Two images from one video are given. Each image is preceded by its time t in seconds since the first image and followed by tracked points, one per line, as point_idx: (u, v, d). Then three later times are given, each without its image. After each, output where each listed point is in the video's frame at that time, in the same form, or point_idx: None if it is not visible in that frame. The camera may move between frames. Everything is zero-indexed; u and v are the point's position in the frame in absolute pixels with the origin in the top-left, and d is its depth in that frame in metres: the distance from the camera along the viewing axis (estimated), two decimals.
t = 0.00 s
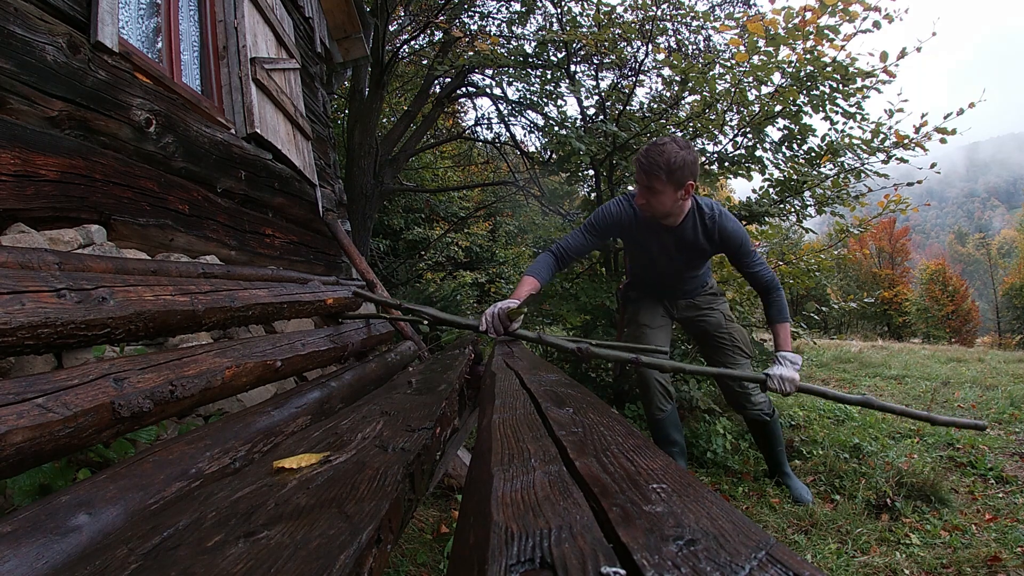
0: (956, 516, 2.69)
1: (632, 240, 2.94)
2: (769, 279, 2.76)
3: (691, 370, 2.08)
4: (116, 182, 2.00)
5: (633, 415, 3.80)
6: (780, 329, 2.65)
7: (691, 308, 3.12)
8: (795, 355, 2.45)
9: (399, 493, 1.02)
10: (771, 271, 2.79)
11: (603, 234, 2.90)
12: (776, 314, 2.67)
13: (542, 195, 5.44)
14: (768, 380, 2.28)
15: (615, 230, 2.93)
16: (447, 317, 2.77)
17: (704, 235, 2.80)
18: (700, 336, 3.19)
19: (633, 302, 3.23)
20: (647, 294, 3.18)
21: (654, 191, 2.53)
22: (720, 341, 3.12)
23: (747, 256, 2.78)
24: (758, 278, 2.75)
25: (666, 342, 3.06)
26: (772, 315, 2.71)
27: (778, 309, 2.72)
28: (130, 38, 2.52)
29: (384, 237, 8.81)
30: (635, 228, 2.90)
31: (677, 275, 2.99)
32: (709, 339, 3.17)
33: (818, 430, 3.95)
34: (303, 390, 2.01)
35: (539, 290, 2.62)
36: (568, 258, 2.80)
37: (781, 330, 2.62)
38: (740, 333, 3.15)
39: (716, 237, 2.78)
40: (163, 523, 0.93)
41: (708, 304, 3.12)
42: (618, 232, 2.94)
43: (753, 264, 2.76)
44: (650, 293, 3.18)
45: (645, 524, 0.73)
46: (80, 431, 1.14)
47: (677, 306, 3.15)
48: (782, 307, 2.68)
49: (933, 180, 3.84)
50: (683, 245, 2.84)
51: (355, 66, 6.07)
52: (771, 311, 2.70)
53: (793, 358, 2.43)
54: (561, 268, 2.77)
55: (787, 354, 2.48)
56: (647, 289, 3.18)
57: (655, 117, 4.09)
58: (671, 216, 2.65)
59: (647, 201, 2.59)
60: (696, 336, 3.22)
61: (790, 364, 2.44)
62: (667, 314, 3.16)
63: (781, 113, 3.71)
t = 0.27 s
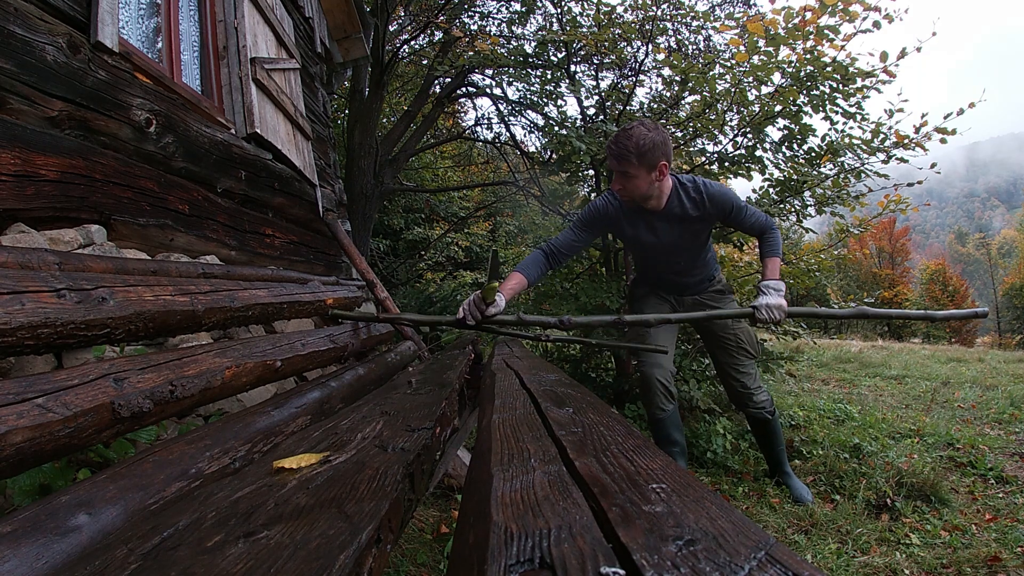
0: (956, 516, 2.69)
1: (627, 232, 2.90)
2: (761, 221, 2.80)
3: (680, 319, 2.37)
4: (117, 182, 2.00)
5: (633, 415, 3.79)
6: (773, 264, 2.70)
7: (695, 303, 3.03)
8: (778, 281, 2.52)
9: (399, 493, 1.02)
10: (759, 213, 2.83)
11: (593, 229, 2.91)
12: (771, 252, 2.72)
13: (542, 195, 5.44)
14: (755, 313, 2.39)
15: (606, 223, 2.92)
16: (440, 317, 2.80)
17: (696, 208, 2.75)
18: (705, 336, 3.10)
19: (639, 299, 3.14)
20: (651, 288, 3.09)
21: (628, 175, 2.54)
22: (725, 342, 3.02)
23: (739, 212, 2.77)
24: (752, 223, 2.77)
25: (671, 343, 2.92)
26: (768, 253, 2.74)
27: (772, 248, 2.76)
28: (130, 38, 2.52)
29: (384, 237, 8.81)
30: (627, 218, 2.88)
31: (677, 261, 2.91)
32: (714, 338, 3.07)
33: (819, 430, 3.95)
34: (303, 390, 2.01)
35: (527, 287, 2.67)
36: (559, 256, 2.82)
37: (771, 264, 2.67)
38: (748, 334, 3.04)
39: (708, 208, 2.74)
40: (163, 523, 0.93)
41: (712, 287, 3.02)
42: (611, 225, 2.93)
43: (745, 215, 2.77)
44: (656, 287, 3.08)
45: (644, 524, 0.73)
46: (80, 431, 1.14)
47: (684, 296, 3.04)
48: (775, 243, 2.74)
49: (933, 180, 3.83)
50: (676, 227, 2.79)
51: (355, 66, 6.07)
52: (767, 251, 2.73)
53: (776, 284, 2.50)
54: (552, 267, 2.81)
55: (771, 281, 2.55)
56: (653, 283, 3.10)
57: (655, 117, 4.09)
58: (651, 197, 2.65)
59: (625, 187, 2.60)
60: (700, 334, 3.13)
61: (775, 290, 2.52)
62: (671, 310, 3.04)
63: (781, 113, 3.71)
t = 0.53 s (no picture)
0: (956, 516, 2.69)
1: (629, 228, 2.90)
2: (761, 208, 2.78)
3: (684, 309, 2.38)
4: (116, 182, 2.00)
5: (633, 415, 3.79)
6: (774, 248, 2.70)
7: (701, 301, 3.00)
8: (782, 267, 2.53)
9: (399, 493, 1.02)
10: (758, 199, 2.82)
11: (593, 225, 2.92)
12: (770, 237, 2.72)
13: (542, 195, 5.44)
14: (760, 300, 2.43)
15: (606, 219, 2.92)
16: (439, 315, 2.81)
17: (693, 201, 2.75)
18: (710, 336, 3.09)
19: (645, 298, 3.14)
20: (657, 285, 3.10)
21: (637, 181, 2.53)
22: (729, 342, 3.01)
23: (736, 201, 2.76)
24: (751, 211, 2.77)
25: (676, 343, 2.90)
26: (770, 238, 2.73)
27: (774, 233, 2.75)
28: (130, 38, 2.52)
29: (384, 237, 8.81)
30: (627, 213, 2.87)
31: (680, 256, 2.91)
32: (718, 338, 3.06)
33: (818, 430, 3.95)
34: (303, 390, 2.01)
35: (524, 281, 2.66)
36: (559, 252, 2.82)
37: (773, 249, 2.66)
38: (752, 334, 3.03)
39: (705, 199, 2.74)
40: (163, 523, 0.93)
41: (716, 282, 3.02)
42: (611, 221, 2.94)
43: (743, 204, 2.76)
44: (661, 283, 3.08)
45: (645, 524, 0.73)
46: (80, 431, 1.14)
47: (688, 291, 3.03)
48: (776, 228, 2.73)
49: (933, 180, 3.83)
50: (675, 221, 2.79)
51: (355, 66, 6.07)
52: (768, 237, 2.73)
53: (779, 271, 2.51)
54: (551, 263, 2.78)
55: (776, 266, 2.57)
56: (660, 280, 3.10)
57: (655, 117, 4.09)
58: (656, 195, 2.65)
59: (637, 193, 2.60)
60: (705, 334, 3.11)
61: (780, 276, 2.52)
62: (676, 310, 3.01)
63: (781, 113, 3.71)
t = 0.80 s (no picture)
0: (956, 516, 2.69)
1: (630, 225, 2.90)
2: (761, 192, 2.77)
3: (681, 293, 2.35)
4: (116, 182, 2.00)
5: (633, 415, 3.79)
6: (775, 229, 2.67)
7: (704, 301, 2.99)
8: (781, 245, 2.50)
9: (399, 493, 1.02)
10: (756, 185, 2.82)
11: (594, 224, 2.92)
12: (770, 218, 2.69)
13: (542, 195, 5.44)
14: (760, 278, 2.38)
15: (607, 217, 2.92)
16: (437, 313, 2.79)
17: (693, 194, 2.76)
18: (712, 336, 3.09)
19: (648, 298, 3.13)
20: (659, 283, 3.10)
21: (647, 183, 2.53)
22: (731, 343, 3.01)
23: (735, 190, 2.77)
24: (751, 196, 2.76)
25: (677, 343, 2.90)
26: (770, 220, 2.71)
27: (774, 214, 2.73)
28: (130, 38, 2.52)
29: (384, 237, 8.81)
30: (627, 210, 2.87)
31: (682, 252, 2.90)
32: (720, 338, 3.06)
33: (818, 430, 3.95)
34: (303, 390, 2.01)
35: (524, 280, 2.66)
36: (559, 252, 2.82)
37: (774, 230, 2.64)
38: (754, 335, 3.04)
39: (706, 190, 2.74)
40: (163, 523, 0.93)
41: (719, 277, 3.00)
42: (612, 219, 2.93)
43: (743, 192, 2.76)
44: (664, 281, 3.08)
45: (644, 523, 0.73)
46: (80, 431, 1.14)
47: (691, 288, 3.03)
48: (777, 209, 2.70)
49: (933, 180, 3.83)
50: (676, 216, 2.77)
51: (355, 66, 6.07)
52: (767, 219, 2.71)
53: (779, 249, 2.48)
54: (551, 263, 2.79)
55: (773, 246, 2.53)
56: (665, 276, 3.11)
57: (655, 117, 4.09)
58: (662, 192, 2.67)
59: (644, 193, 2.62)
60: (706, 334, 3.11)
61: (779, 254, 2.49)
62: (678, 309, 3.01)
63: (781, 113, 3.70)
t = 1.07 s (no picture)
0: (956, 516, 2.69)
1: (630, 224, 2.89)
2: (761, 199, 2.77)
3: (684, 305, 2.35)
4: (116, 182, 2.00)
5: (633, 415, 3.79)
6: (779, 239, 2.66)
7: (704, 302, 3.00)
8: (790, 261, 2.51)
9: (399, 493, 1.02)
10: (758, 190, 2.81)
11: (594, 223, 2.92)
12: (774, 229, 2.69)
13: (542, 195, 5.44)
14: (766, 295, 2.42)
15: (607, 216, 2.92)
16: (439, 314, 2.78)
17: (692, 192, 2.76)
18: (713, 337, 3.09)
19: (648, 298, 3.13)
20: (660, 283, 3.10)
21: (624, 172, 2.54)
22: (732, 344, 3.01)
23: (735, 190, 2.77)
24: (752, 202, 2.76)
25: (678, 343, 2.90)
26: (771, 228, 2.71)
27: (776, 224, 2.72)
28: (130, 38, 2.52)
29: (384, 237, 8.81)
30: (627, 209, 2.86)
31: (681, 250, 2.90)
32: (721, 339, 3.06)
33: (818, 430, 3.96)
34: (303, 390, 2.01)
35: (531, 285, 2.66)
36: (562, 253, 2.83)
37: (779, 240, 2.63)
38: (755, 336, 3.04)
39: (704, 188, 2.75)
40: (163, 523, 0.93)
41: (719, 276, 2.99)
42: (611, 219, 2.94)
43: (743, 194, 2.77)
44: (666, 281, 3.07)
45: (644, 523, 0.73)
46: (80, 431, 1.14)
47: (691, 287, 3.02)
48: (778, 217, 2.70)
49: (934, 180, 3.83)
50: (674, 214, 2.77)
51: (355, 66, 6.07)
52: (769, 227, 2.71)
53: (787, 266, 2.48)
54: (556, 264, 2.78)
55: (783, 261, 2.55)
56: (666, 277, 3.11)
57: (655, 117, 4.10)
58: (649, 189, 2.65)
59: (624, 184, 2.60)
60: (707, 334, 3.12)
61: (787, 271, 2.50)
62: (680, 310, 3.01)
63: (781, 113, 3.70)
